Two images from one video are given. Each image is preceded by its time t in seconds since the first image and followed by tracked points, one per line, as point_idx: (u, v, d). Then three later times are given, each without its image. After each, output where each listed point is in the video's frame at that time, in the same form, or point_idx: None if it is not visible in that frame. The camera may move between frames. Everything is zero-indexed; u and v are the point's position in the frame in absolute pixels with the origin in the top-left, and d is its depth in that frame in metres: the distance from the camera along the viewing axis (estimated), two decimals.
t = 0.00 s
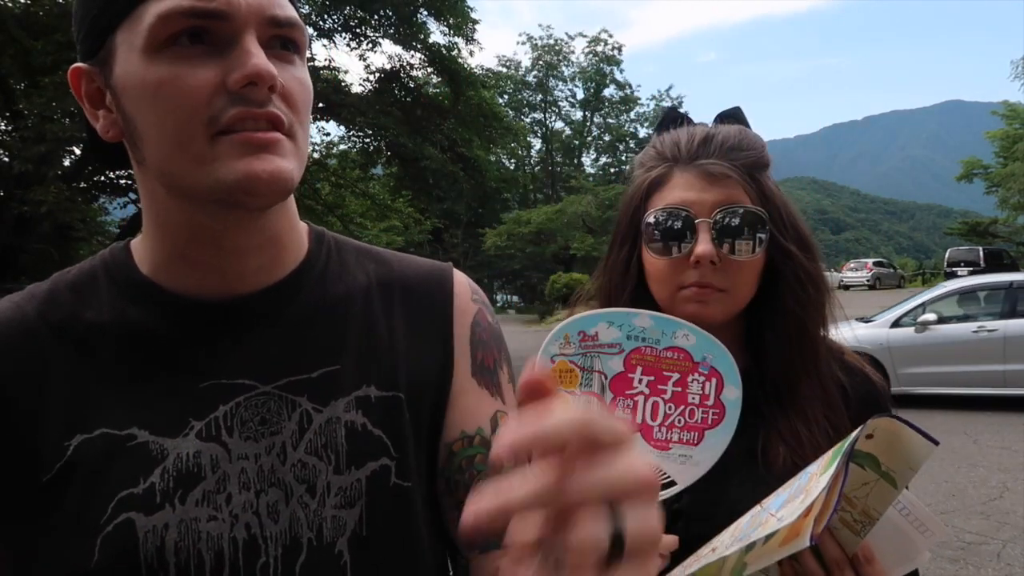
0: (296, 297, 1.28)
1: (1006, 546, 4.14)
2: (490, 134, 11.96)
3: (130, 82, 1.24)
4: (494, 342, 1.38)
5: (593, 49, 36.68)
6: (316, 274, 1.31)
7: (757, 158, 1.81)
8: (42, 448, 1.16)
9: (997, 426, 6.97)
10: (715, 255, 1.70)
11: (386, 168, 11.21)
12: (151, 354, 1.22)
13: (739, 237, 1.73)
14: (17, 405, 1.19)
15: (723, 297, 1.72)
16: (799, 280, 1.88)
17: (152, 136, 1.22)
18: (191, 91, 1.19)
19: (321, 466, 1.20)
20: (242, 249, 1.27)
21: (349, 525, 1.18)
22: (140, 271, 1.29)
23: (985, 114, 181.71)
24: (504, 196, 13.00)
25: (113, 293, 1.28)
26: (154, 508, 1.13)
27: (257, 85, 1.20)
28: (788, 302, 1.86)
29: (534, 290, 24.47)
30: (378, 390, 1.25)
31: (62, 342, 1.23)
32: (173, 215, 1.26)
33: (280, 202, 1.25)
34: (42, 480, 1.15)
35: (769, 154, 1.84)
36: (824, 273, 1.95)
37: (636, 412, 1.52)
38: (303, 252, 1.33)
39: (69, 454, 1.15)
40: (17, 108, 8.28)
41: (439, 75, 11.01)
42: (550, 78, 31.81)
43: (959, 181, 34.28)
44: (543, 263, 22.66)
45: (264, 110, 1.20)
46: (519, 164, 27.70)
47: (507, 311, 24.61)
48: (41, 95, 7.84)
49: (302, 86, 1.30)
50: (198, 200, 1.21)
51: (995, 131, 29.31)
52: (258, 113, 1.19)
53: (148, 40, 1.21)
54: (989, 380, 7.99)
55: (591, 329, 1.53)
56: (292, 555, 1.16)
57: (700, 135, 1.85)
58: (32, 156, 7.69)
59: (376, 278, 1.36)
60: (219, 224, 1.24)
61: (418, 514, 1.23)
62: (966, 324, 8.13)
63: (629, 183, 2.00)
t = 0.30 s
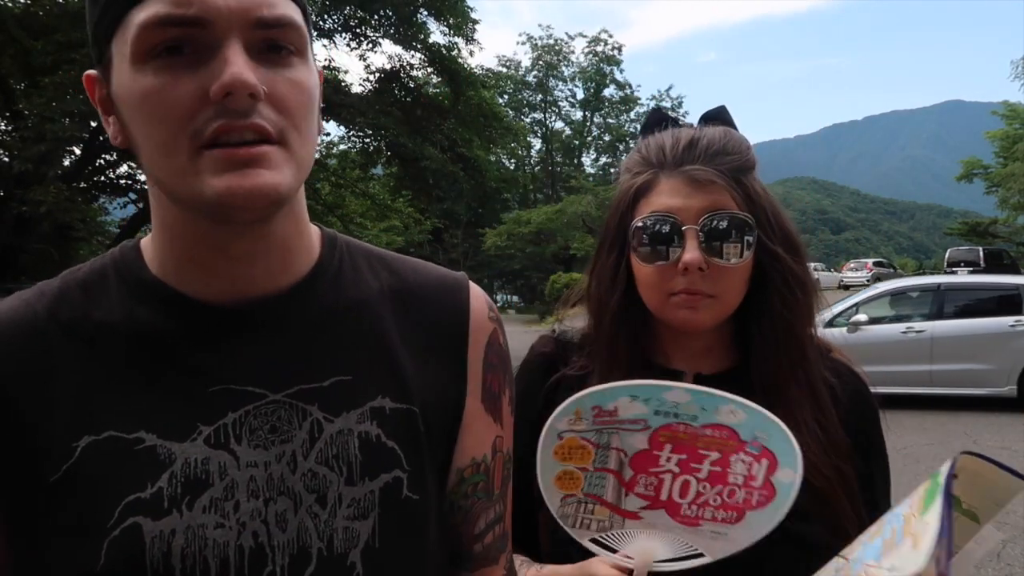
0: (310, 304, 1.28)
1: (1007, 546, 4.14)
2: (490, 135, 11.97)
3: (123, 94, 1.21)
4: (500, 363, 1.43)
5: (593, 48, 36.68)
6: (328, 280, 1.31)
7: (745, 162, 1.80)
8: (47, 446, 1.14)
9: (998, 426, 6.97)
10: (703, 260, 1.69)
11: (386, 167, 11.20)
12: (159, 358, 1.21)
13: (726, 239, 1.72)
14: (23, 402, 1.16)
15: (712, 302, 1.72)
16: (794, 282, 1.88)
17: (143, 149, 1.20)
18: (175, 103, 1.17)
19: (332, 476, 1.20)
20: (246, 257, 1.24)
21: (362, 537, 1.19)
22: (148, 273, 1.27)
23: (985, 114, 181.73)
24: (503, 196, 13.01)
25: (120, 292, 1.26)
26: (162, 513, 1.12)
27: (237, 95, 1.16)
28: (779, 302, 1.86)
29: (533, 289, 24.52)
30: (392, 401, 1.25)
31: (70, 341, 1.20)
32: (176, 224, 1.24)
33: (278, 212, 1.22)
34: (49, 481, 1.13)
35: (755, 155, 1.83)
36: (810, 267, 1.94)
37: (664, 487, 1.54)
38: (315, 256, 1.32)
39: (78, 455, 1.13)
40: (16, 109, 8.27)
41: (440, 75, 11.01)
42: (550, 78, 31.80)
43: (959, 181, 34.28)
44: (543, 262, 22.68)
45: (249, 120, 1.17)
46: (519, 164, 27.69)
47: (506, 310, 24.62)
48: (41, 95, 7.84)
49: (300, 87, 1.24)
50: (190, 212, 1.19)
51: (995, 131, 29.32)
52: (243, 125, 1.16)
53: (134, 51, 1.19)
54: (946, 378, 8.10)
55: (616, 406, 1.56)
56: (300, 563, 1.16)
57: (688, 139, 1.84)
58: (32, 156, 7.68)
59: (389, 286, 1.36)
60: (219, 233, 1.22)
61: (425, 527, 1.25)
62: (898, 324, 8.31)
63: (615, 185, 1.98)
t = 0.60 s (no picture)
0: (313, 309, 1.28)
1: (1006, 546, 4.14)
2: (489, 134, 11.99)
3: (128, 102, 1.22)
4: (502, 371, 1.43)
5: (592, 49, 36.70)
6: (334, 285, 1.31)
7: (742, 163, 1.80)
8: (53, 442, 1.14)
9: (997, 426, 6.98)
10: (701, 263, 1.69)
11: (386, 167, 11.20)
12: (165, 359, 1.21)
13: (726, 241, 1.73)
14: (29, 397, 1.16)
15: (713, 305, 1.72)
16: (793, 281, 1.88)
17: (146, 158, 1.21)
18: (171, 120, 1.17)
19: (331, 480, 1.20)
20: (250, 265, 1.25)
21: (358, 542, 1.18)
22: (154, 271, 1.27)
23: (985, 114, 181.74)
24: (503, 196, 13.00)
25: (127, 290, 1.26)
26: (163, 512, 1.12)
27: (228, 117, 1.15)
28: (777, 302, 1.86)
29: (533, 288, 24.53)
30: (392, 407, 1.26)
31: (78, 338, 1.20)
32: (180, 229, 1.25)
33: (277, 228, 1.22)
34: (53, 477, 1.13)
35: (752, 155, 1.83)
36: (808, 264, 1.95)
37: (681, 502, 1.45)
38: (321, 260, 1.33)
39: (82, 451, 1.13)
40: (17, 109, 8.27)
41: (440, 76, 11.00)
42: (550, 78, 31.80)
43: (959, 181, 34.30)
44: (543, 262, 22.68)
45: (239, 140, 1.16)
46: (519, 164, 27.69)
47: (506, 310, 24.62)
48: (41, 95, 7.85)
49: (303, 103, 1.22)
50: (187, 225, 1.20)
51: (994, 131, 29.34)
52: (236, 145, 1.16)
53: (137, 62, 1.19)
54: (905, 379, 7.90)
55: (663, 432, 1.45)
56: (297, 567, 1.16)
57: (686, 141, 1.84)
58: (32, 156, 7.68)
59: (394, 291, 1.36)
60: (218, 244, 1.22)
61: (424, 532, 1.25)
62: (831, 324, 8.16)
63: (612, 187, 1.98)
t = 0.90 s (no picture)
0: (313, 313, 1.27)
1: (1007, 546, 4.14)
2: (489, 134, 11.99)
3: (129, 97, 1.21)
4: (502, 380, 1.42)
5: (592, 48, 36.67)
6: (334, 289, 1.30)
7: (745, 163, 1.80)
8: (44, 437, 1.13)
9: (998, 426, 6.98)
10: (710, 263, 1.69)
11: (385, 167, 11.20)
12: (166, 358, 1.20)
13: (733, 238, 1.72)
14: (25, 391, 1.15)
15: (724, 302, 1.71)
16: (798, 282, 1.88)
17: (146, 154, 1.21)
18: (170, 115, 1.17)
19: (325, 486, 1.18)
20: (251, 265, 1.24)
21: (350, 549, 1.17)
22: (154, 269, 1.26)
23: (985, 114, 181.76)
24: (503, 195, 12.99)
25: (125, 286, 1.25)
26: (152, 513, 1.11)
27: (225, 114, 1.14)
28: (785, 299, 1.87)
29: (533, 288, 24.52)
30: (390, 413, 1.24)
31: (75, 334, 1.19)
32: (180, 225, 1.24)
33: (275, 228, 1.20)
34: (44, 472, 1.12)
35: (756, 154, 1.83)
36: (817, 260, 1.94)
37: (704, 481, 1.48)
38: (322, 262, 1.32)
39: (74, 447, 1.12)
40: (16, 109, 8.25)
41: (440, 76, 10.99)
42: (550, 78, 31.79)
43: (959, 181, 34.31)
44: (543, 262, 22.67)
45: (237, 137, 1.15)
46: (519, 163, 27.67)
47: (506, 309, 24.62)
48: (41, 95, 7.83)
49: (304, 103, 1.21)
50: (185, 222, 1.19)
51: (994, 132, 29.37)
52: (232, 143, 1.15)
53: (137, 58, 1.19)
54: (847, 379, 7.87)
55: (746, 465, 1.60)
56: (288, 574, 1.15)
57: (690, 142, 1.83)
58: (32, 156, 7.67)
59: (396, 295, 1.35)
60: (216, 242, 1.22)
61: (422, 538, 1.23)
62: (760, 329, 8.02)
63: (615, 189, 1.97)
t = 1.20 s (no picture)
0: (316, 312, 1.26)
1: (1006, 546, 4.14)
2: (490, 134, 12.04)
3: (129, 99, 1.21)
4: (509, 379, 1.41)
5: (592, 48, 36.69)
6: (336, 288, 1.29)
7: (759, 166, 1.79)
8: (45, 439, 1.13)
9: (997, 426, 6.98)
10: (726, 269, 1.70)
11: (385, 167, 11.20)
12: (164, 361, 1.20)
13: (747, 241, 1.72)
14: (24, 396, 1.15)
15: (739, 308, 1.72)
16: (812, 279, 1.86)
17: (145, 154, 1.21)
18: (172, 116, 1.17)
19: (327, 487, 1.18)
20: (253, 265, 1.24)
21: (354, 550, 1.17)
22: (158, 269, 1.26)
23: (985, 114, 181.77)
24: (503, 196, 13.00)
25: (128, 287, 1.26)
26: (154, 515, 1.11)
27: (226, 113, 1.14)
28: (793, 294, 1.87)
29: (533, 288, 24.54)
30: (393, 412, 1.23)
31: (77, 336, 1.20)
32: (180, 224, 1.24)
33: (276, 226, 1.20)
34: (47, 476, 1.12)
35: (769, 155, 1.81)
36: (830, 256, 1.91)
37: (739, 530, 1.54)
38: (325, 261, 1.31)
39: (75, 450, 1.13)
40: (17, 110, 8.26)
41: (440, 76, 10.99)
42: (550, 78, 31.82)
43: (958, 181, 34.32)
44: (542, 262, 22.68)
45: (240, 137, 1.15)
46: (519, 163, 27.71)
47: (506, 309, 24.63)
48: (42, 96, 7.83)
49: (305, 101, 1.21)
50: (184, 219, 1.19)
51: (994, 132, 29.39)
52: (234, 143, 1.15)
53: (137, 58, 1.19)
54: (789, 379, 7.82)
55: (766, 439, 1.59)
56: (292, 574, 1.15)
57: (699, 144, 1.82)
58: (32, 156, 7.68)
59: (400, 293, 1.34)
60: (218, 241, 1.21)
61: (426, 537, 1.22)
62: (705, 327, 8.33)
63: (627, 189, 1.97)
